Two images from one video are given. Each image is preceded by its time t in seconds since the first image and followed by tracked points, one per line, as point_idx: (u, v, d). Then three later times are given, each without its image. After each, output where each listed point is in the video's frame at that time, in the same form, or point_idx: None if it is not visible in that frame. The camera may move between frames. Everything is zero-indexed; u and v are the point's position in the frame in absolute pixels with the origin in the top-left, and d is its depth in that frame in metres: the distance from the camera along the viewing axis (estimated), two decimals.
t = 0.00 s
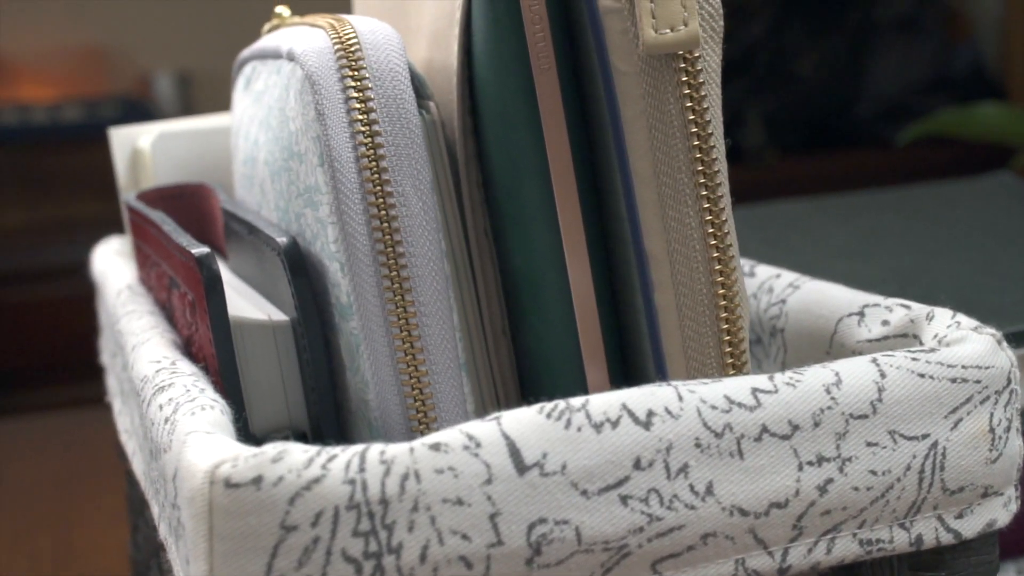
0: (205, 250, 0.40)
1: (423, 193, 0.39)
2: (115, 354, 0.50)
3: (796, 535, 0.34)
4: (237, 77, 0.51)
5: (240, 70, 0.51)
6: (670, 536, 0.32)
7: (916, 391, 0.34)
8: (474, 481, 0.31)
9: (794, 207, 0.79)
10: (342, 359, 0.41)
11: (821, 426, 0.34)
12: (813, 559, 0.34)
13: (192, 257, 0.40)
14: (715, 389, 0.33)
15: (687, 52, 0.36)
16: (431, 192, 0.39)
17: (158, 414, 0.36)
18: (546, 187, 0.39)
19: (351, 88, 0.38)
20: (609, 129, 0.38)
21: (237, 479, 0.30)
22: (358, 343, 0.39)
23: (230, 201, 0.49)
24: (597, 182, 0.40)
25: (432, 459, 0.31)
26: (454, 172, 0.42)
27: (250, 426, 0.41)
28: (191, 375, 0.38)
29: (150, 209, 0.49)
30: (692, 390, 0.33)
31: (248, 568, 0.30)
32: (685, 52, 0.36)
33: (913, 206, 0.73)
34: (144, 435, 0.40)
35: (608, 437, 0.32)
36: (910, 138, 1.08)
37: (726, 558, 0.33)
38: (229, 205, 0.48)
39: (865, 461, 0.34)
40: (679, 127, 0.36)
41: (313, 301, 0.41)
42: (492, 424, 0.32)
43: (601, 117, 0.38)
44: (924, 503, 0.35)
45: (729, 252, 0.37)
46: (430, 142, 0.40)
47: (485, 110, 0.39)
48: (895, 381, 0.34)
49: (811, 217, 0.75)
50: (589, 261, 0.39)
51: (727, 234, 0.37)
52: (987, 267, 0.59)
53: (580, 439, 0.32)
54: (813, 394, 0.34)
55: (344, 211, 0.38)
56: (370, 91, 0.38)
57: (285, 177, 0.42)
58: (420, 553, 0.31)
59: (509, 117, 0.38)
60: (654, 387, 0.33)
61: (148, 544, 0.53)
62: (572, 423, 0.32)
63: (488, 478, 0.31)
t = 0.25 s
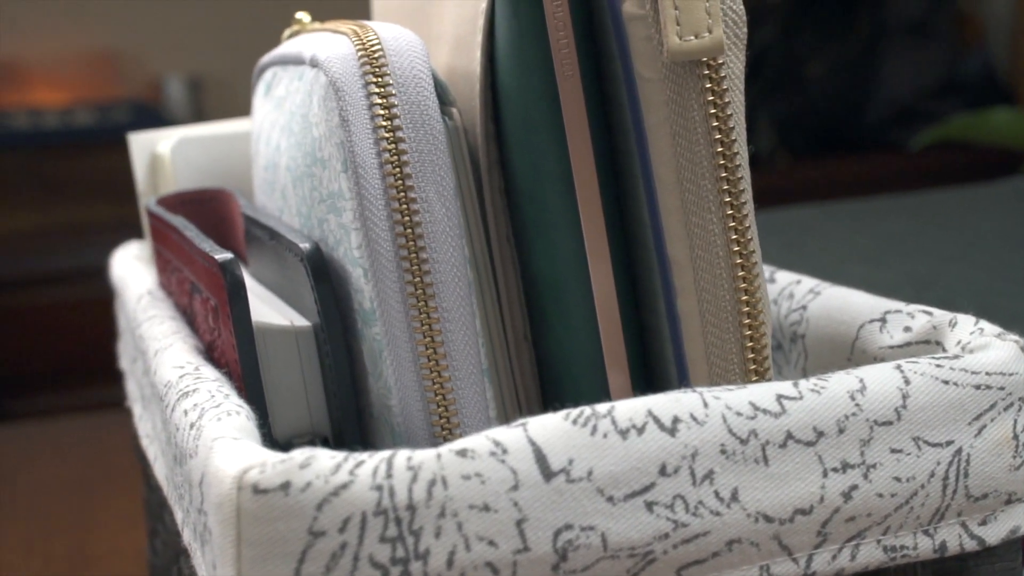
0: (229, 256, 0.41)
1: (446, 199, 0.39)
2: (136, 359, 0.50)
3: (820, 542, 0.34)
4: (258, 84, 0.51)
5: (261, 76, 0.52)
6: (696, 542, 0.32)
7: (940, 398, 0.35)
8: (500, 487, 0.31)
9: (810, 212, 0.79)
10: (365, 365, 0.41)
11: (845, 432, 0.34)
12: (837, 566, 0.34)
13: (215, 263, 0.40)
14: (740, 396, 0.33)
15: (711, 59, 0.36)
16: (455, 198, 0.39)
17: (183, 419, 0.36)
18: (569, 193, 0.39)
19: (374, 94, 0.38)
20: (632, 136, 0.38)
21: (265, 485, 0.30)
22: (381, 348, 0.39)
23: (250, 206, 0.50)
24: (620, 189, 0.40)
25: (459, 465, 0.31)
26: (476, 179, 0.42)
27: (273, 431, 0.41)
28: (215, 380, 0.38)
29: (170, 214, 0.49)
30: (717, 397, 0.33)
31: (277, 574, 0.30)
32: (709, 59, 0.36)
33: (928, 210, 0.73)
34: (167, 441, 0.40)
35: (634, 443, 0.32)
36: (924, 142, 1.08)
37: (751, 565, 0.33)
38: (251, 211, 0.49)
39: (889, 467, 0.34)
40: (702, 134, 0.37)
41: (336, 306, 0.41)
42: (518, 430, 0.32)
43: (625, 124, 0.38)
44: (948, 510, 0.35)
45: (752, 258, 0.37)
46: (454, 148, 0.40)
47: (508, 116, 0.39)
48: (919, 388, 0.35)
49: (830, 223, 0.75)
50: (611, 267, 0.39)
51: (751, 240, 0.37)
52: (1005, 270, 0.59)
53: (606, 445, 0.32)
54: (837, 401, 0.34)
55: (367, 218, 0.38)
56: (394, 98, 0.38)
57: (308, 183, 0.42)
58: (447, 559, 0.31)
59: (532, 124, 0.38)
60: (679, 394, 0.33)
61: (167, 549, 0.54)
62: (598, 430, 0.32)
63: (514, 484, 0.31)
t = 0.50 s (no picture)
0: (251, 261, 0.41)
1: (469, 204, 0.39)
2: (156, 364, 0.50)
3: (844, 548, 0.34)
4: (277, 89, 0.52)
5: (280, 82, 0.52)
6: (721, 548, 0.32)
7: (964, 404, 0.35)
8: (526, 492, 0.31)
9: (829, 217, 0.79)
10: (386, 370, 0.41)
11: (869, 438, 0.34)
12: (860, 572, 0.34)
13: (238, 268, 0.40)
14: (764, 402, 0.33)
15: (734, 65, 0.36)
16: (476, 204, 0.39)
17: (207, 425, 0.36)
18: (591, 199, 0.39)
19: (397, 100, 0.38)
20: (655, 142, 0.38)
21: (292, 490, 0.30)
22: (403, 354, 0.40)
23: (269, 212, 0.50)
24: (641, 196, 0.40)
25: (485, 471, 0.31)
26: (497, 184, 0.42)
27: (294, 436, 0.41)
28: (237, 385, 0.39)
29: (190, 219, 0.50)
30: (742, 403, 0.33)
31: None
32: (732, 65, 0.36)
33: (947, 216, 0.73)
34: (190, 446, 0.40)
35: (659, 449, 0.32)
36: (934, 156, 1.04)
37: (776, 570, 0.33)
38: (270, 216, 0.49)
39: (912, 473, 0.34)
40: (725, 140, 0.37)
41: (358, 312, 0.41)
42: (544, 436, 0.32)
43: (647, 130, 0.38)
44: (971, 516, 0.35)
45: (774, 264, 0.37)
46: (477, 154, 0.40)
47: (529, 122, 0.40)
48: (943, 394, 0.35)
49: (843, 228, 0.75)
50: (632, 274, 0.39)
51: (773, 247, 0.37)
52: None
53: (631, 451, 0.32)
54: (862, 407, 0.34)
55: (390, 223, 0.38)
56: (417, 104, 0.38)
57: (330, 188, 0.42)
58: (473, 564, 0.31)
59: (553, 130, 0.39)
60: (703, 400, 0.33)
61: (184, 554, 0.54)
62: (624, 436, 0.32)
63: (540, 490, 0.31)
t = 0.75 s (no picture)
0: (274, 267, 0.41)
1: (492, 211, 0.39)
2: (176, 370, 0.50)
3: (869, 555, 0.34)
4: (298, 95, 0.52)
5: (301, 88, 0.52)
6: (746, 554, 0.32)
7: (988, 411, 0.35)
8: (552, 499, 0.31)
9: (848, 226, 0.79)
10: (408, 377, 0.41)
11: (894, 445, 0.34)
12: None
13: (260, 274, 0.40)
14: (788, 409, 0.34)
15: (758, 73, 0.36)
16: (499, 210, 0.39)
17: (231, 431, 0.37)
18: (613, 206, 0.39)
19: (420, 107, 0.38)
20: (677, 149, 0.38)
21: (320, 496, 0.30)
22: (425, 360, 0.40)
23: (290, 217, 0.50)
24: (663, 202, 0.40)
25: (511, 477, 0.31)
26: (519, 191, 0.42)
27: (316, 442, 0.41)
28: (261, 391, 0.39)
29: (211, 225, 0.50)
30: (767, 410, 0.33)
31: None
32: (756, 73, 0.36)
33: (967, 223, 0.73)
34: (212, 451, 0.40)
35: (684, 456, 0.32)
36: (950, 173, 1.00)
37: None
38: (291, 222, 0.49)
39: (937, 480, 0.34)
40: (749, 147, 0.37)
41: (380, 318, 0.41)
42: (569, 442, 0.32)
43: (669, 137, 0.39)
44: (996, 523, 0.35)
45: (796, 271, 0.37)
46: (499, 160, 0.40)
47: (552, 129, 0.40)
48: (967, 401, 0.35)
49: (860, 236, 0.75)
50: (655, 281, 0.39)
51: (795, 253, 0.37)
52: None
53: (657, 457, 0.32)
54: (886, 414, 0.34)
55: (413, 230, 0.38)
56: (440, 111, 0.38)
57: (352, 195, 0.42)
58: (499, 570, 0.31)
59: (576, 138, 0.39)
60: (728, 406, 0.33)
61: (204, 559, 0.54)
62: (649, 442, 0.32)
63: (566, 496, 0.31)
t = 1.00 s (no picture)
0: (297, 268, 0.41)
1: (516, 212, 0.39)
2: (197, 371, 0.50)
3: (894, 556, 0.34)
4: (318, 96, 0.52)
5: (321, 90, 0.52)
6: (772, 555, 0.33)
7: (1013, 413, 0.35)
8: (580, 499, 0.31)
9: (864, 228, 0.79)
10: (431, 378, 0.41)
11: (919, 446, 0.34)
12: None
13: (284, 274, 0.41)
14: (814, 410, 0.34)
15: (783, 74, 0.36)
16: (523, 211, 0.39)
17: (256, 432, 0.37)
18: (637, 207, 0.39)
19: (445, 108, 0.39)
20: (701, 150, 0.38)
21: (348, 496, 0.30)
22: (449, 361, 0.40)
23: (311, 218, 0.50)
24: (685, 204, 0.40)
25: (538, 478, 0.31)
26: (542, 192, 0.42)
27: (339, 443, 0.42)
28: (285, 392, 0.39)
29: (231, 226, 0.50)
30: (792, 411, 0.33)
31: None
32: (781, 74, 0.36)
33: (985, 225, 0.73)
34: (236, 453, 0.40)
35: (710, 456, 0.32)
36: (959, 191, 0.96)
37: None
38: (312, 223, 0.49)
39: (962, 481, 0.34)
40: (773, 149, 0.37)
41: (404, 318, 0.41)
42: (596, 443, 0.32)
43: (693, 138, 0.39)
44: (1020, 525, 0.35)
45: (821, 273, 0.38)
46: (522, 161, 0.40)
47: (575, 130, 0.40)
48: (992, 403, 0.35)
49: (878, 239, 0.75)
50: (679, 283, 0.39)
51: (820, 254, 0.37)
52: None
53: (684, 458, 0.32)
54: (912, 416, 0.34)
55: (437, 230, 0.38)
56: (464, 112, 0.39)
57: (375, 196, 0.42)
58: (526, 570, 0.31)
59: (600, 140, 0.39)
60: (754, 407, 0.34)
61: (224, 562, 0.54)
62: (675, 443, 0.32)
63: (593, 497, 0.31)
